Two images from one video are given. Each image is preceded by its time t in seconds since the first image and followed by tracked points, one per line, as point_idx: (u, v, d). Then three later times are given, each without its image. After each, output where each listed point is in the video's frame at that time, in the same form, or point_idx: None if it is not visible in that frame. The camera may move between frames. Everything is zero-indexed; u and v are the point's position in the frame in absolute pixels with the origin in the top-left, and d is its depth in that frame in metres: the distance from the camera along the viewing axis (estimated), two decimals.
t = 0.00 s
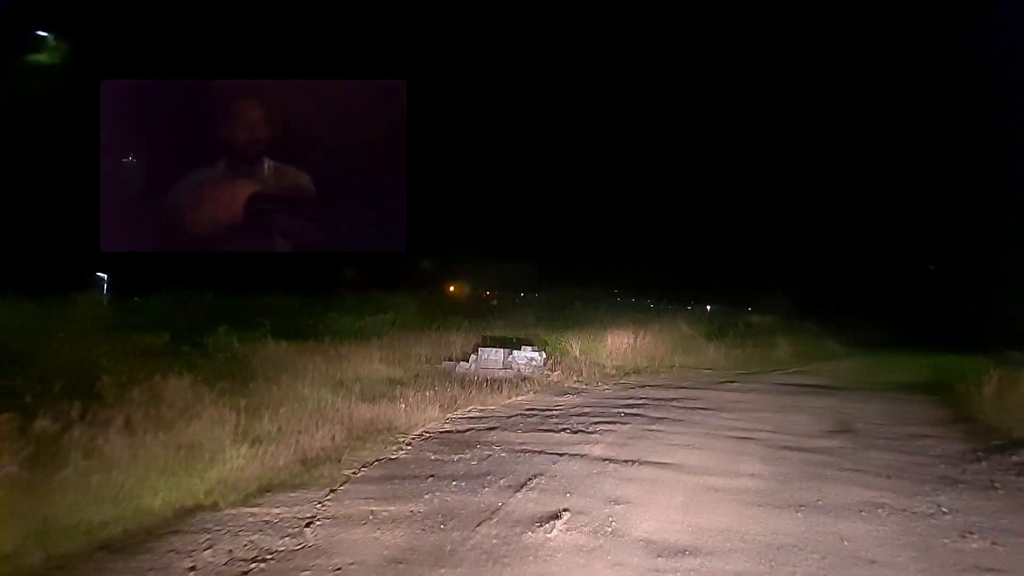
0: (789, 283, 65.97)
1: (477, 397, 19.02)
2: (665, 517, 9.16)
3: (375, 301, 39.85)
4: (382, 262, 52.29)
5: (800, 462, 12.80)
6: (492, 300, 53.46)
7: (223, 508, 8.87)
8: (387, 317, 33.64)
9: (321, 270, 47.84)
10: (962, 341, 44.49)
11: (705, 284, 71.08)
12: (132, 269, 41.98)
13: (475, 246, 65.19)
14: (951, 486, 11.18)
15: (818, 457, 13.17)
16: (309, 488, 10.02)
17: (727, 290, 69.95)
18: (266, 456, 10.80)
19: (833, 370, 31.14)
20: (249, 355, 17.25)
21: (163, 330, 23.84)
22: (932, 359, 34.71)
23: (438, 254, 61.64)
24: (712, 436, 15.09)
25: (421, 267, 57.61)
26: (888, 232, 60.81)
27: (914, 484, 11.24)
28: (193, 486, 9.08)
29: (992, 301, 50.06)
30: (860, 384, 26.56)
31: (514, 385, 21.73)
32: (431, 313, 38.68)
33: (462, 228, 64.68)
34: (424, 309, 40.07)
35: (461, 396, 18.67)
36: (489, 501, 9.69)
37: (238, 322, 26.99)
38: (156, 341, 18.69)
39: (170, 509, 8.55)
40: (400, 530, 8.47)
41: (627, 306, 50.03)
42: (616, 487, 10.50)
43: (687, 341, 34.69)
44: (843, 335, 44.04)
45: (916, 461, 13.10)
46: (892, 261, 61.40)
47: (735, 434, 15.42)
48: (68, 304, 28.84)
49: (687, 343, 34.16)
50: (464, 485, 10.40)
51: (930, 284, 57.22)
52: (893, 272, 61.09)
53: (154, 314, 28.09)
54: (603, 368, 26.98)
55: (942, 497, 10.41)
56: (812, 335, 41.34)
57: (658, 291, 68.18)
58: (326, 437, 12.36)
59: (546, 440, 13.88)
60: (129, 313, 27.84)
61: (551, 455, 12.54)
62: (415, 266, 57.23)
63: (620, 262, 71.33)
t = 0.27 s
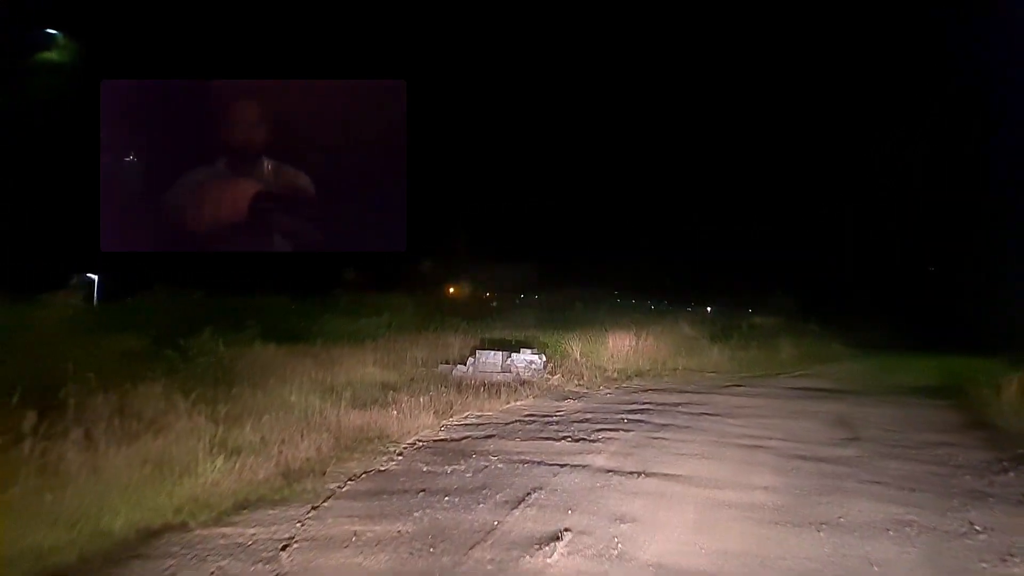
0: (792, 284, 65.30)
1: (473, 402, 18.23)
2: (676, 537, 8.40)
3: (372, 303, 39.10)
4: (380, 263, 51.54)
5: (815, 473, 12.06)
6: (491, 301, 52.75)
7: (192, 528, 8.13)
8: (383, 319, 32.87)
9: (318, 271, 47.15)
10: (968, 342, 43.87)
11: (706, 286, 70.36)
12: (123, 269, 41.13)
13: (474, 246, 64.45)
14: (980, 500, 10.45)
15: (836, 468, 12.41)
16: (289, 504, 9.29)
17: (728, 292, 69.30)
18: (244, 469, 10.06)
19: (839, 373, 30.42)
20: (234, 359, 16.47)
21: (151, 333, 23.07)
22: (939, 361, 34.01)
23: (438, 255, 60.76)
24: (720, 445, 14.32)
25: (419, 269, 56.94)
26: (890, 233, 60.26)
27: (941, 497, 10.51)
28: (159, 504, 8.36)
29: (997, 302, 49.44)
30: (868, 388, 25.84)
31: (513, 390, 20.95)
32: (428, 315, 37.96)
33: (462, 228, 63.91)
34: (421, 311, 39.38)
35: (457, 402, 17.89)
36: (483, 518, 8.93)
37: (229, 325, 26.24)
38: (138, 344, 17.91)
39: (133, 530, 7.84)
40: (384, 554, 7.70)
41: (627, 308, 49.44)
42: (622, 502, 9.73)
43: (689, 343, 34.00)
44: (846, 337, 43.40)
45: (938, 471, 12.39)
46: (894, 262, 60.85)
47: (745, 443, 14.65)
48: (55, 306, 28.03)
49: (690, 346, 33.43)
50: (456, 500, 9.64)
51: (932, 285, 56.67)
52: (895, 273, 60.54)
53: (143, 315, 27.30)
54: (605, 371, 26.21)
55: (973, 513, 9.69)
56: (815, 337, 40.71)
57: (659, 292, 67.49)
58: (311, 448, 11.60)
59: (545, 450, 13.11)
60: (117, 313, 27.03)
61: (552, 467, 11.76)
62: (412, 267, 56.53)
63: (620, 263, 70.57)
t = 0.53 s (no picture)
0: (793, 281, 64.68)
1: (471, 408, 17.47)
2: (690, 563, 7.67)
3: (370, 304, 38.46)
4: (378, 263, 50.87)
5: (833, 484, 11.36)
6: (490, 302, 52.08)
7: (158, 555, 7.38)
8: (380, 322, 32.15)
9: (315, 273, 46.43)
10: (974, 342, 43.32)
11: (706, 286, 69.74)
12: (117, 270, 40.44)
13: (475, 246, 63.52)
14: (1011, 515, 9.77)
15: (854, 479, 11.70)
16: (269, 526, 8.54)
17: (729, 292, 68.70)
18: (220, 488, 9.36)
19: (846, 374, 29.81)
20: (218, 366, 15.72)
21: (140, 339, 22.26)
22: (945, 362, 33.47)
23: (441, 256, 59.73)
24: (730, 454, 13.60)
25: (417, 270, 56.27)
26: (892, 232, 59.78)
27: (971, 512, 9.81)
28: (124, 528, 7.68)
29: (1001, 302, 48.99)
30: (876, 390, 25.21)
31: (512, 394, 20.21)
32: (425, 317, 37.29)
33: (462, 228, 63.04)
34: (419, 313, 38.70)
35: (454, 408, 17.14)
36: (479, 541, 8.19)
37: (220, 328, 25.53)
38: (121, 350, 17.19)
39: (90, 561, 7.09)
40: None
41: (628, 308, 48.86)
42: (629, 522, 9.02)
43: (691, 344, 33.36)
44: (850, 337, 42.80)
45: (962, 482, 11.72)
46: (896, 261, 60.36)
47: (755, 451, 13.94)
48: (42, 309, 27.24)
49: (694, 347, 32.74)
50: (448, 520, 8.89)
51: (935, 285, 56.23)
52: (897, 273, 60.07)
53: (132, 318, 26.54)
54: (607, 374, 25.48)
55: (1008, 531, 8.99)
56: (819, 337, 40.11)
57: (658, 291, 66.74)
58: (295, 462, 10.86)
59: (545, 461, 12.37)
60: (106, 316, 26.28)
61: (554, 480, 11.03)
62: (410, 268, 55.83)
63: (621, 263, 69.86)
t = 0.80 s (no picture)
0: (796, 280, 64.04)
1: (467, 411, 16.70)
2: None
3: (367, 304, 37.72)
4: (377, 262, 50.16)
5: (855, 495, 10.63)
6: (490, 302, 51.38)
7: None
8: (376, 322, 31.39)
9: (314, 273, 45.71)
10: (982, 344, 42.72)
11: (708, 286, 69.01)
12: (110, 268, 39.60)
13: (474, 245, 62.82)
14: None
15: (876, 489, 10.96)
16: (240, 543, 7.79)
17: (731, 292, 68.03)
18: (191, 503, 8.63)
19: (853, 375, 29.11)
20: (202, 368, 14.96)
21: (125, 339, 21.46)
22: (951, 363, 32.86)
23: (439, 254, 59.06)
24: (741, 460, 12.83)
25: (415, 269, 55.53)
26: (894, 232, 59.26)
27: (1006, 528, 9.10)
28: (75, 550, 6.98)
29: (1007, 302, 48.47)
30: (886, 392, 24.51)
31: (511, 396, 19.46)
32: (423, 317, 36.62)
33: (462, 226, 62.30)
34: (417, 312, 38.04)
35: (450, 411, 16.37)
36: (471, 562, 7.43)
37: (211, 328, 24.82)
38: (104, 352, 16.46)
39: None
40: None
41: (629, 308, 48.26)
42: (637, 540, 8.26)
43: (695, 344, 32.68)
44: (855, 337, 42.16)
45: (989, 492, 11.01)
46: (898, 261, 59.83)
47: (767, 457, 13.18)
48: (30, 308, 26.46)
49: (698, 347, 32.01)
50: (438, 538, 8.12)
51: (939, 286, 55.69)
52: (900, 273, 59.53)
53: (121, 318, 25.77)
54: (609, 375, 24.73)
55: None
56: (824, 337, 39.50)
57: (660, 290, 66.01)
58: (277, 470, 10.13)
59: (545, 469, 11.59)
60: (94, 316, 25.51)
61: (554, 491, 10.26)
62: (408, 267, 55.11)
63: (621, 262, 69.08)
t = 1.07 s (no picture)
0: (796, 278, 63.42)
1: (463, 416, 15.93)
2: None
3: (363, 305, 36.99)
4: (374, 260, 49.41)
5: (878, 508, 9.91)
6: (488, 302, 50.61)
7: None
8: (371, 324, 30.65)
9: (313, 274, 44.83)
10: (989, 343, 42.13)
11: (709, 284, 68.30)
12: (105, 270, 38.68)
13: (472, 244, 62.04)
14: None
15: (900, 501, 10.26)
16: (207, 570, 7.05)
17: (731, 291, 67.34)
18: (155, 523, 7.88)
19: (858, 375, 28.45)
20: (183, 373, 14.19)
21: (107, 343, 20.63)
22: (957, 362, 32.28)
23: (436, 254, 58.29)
24: (753, 469, 12.08)
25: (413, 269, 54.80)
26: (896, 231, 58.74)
27: None
28: None
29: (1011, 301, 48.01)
30: (895, 392, 23.84)
31: (509, 400, 18.65)
32: (419, 318, 35.87)
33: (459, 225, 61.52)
34: (414, 314, 37.26)
35: (445, 417, 15.60)
36: None
37: (195, 332, 24.00)
38: (81, 360, 15.66)
39: None
40: None
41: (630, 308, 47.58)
42: (647, 563, 7.52)
43: (698, 344, 31.94)
44: (862, 336, 41.48)
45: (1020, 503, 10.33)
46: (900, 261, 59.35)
47: (781, 465, 12.43)
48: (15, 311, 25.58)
49: (700, 347, 31.31)
50: (422, 564, 7.36)
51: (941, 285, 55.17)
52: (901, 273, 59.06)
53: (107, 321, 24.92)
54: (610, 377, 24.01)
55: None
56: (828, 336, 38.86)
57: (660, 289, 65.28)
58: (254, 486, 9.39)
59: (544, 481, 10.80)
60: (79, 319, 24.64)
61: (554, 506, 9.49)
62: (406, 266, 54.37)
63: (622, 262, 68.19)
